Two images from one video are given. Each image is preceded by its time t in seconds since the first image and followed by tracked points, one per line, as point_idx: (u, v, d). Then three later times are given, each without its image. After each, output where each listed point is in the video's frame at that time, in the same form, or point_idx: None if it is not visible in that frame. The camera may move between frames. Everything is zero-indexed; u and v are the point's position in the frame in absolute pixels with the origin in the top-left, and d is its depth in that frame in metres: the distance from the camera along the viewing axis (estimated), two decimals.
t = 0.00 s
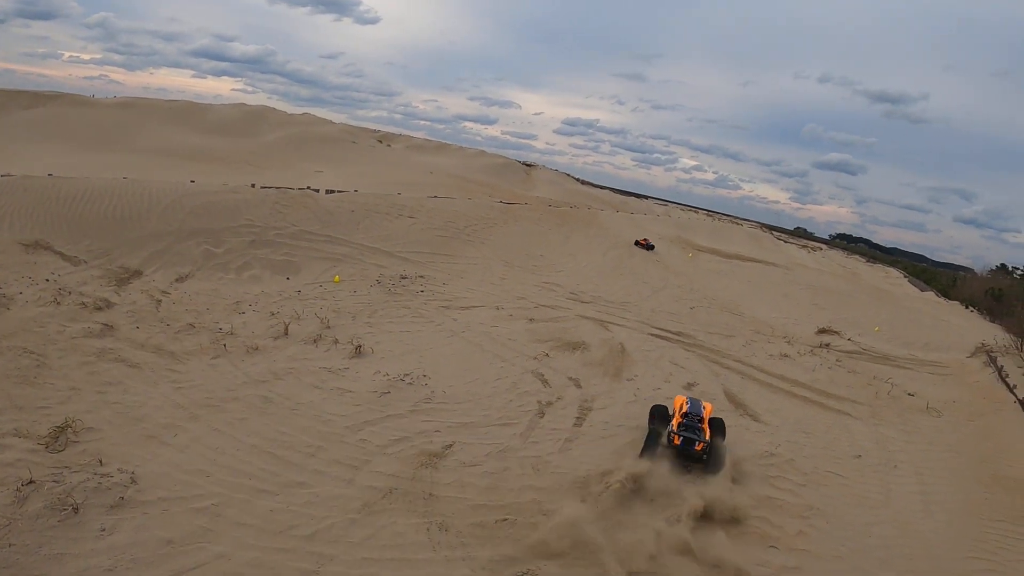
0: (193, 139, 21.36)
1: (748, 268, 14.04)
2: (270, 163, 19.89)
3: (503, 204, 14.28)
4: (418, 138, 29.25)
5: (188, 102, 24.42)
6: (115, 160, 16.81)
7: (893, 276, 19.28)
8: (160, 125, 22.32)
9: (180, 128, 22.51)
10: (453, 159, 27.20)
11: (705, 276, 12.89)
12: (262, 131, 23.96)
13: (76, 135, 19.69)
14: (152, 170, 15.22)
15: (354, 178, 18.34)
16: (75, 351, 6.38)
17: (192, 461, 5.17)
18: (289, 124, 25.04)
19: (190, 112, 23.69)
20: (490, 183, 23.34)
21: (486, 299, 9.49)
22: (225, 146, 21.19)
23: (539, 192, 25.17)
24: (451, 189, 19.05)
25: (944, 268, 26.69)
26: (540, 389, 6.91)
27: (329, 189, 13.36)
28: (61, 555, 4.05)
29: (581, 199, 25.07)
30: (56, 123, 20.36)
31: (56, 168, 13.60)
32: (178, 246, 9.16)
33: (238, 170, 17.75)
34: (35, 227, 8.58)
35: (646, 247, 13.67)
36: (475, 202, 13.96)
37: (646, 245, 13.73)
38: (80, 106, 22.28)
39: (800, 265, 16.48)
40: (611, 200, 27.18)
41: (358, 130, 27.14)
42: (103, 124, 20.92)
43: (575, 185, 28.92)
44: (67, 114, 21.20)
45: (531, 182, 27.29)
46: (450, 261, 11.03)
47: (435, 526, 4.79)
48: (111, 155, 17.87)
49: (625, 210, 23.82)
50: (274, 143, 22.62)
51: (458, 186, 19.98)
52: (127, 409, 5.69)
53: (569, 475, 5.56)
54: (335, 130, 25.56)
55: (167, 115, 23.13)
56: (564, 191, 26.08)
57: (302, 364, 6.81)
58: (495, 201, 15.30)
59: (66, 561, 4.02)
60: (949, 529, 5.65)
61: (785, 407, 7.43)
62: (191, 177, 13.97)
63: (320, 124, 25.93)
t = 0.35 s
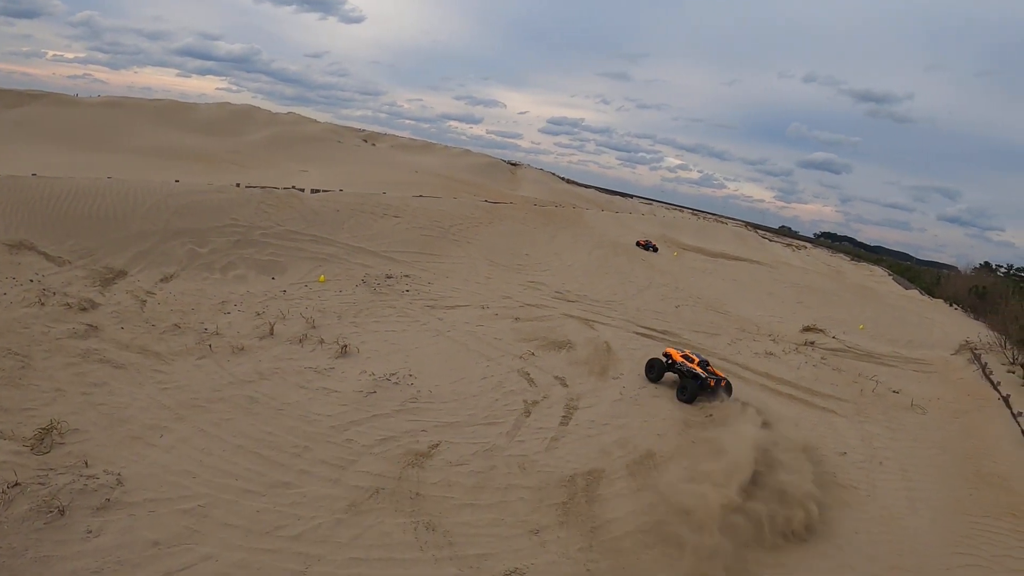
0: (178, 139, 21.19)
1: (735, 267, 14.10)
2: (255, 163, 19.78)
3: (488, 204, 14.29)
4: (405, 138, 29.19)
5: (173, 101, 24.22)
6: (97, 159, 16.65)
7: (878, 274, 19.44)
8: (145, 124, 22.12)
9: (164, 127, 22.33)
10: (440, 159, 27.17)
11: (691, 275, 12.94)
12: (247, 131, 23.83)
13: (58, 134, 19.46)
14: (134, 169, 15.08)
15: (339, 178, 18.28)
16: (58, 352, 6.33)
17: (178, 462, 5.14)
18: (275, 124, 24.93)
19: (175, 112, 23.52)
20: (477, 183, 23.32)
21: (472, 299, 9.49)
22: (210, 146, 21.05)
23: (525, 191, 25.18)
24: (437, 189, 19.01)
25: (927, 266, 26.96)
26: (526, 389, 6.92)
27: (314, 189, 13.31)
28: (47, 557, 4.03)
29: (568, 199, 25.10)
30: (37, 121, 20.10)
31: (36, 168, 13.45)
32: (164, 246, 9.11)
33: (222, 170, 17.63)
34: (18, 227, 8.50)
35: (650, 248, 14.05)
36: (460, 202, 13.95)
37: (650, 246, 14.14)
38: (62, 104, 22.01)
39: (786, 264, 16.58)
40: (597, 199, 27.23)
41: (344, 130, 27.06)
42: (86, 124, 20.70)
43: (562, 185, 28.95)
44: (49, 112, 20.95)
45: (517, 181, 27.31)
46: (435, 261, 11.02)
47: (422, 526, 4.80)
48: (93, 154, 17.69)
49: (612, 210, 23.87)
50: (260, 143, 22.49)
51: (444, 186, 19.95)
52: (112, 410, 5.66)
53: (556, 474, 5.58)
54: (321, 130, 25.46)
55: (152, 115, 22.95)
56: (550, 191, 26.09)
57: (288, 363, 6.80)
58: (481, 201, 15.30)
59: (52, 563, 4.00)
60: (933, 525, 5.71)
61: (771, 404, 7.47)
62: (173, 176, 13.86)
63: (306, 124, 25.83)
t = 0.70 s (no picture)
0: (166, 139, 21.09)
1: (724, 267, 14.16)
2: (244, 164, 19.70)
3: (477, 204, 14.29)
4: (395, 138, 29.15)
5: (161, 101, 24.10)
6: (85, 159, 16.54)
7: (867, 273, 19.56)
8: (133, 124, 21.99)
9: (152, 128, 22.21)
10: (430, 159, 27.16)
11: (681, 275, 12.98)
12: (236, 132, 23.74)
13: (44, 133, 19.31)
14: (121, 170, 14.99)
15: (327, 178, 18.24)
16: (48, 354, 6.30)
17: (169, 464, 5.13)
18: (264, 124, 24.85)
19: (164, 113, 23.42)
20: (466, 184, 23.32)
21: (461, 299, 9.50)
22: (199, 146, 20.95)
23: (514, 191, 25.19)
24: (425, 189, 18.99)
25: (915, 265, 27.16)
26: (516, 389, 6.93)
27: (302, 189, 13.28)
28: (39, 560, 4.03)
29: (557, 199, 25.13)
30: (23, 119, 19.93)
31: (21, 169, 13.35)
32: (153, 247, 9.08)
33: (210, 170, 17.55)
34: (5, 229, 8.46)
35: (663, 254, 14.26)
36: (449, 202, 13.95)
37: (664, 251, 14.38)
38: (48, 103, 21.83)
39: (775, 263, 16.67)
40: (587, 199, 27.28)
41: (333, 130, 27.01)
42: (74, 124, 20.56)
43: (551, 185, 28.99)
44: (35, 111, 20.78)
45: (506, 181, 27.33)
46: (425, 261, 11.02)
47: (413, 526, 4.80)
48: (80, 155, 17.57)
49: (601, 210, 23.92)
50: (249, 143, 22.41)
51: (433, 186, 19.95)
52: (102, 412, 5.64)
53: (547, 473, 5.60)
54: (309, 130, 25.39)
55: (140, 115, 22.83)
56: (538, 191, 26.11)
57: (278, 364, 6.79)
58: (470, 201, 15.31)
59: (43, 566, 4.00)
60: (922, 522, 5.75)
61: (760, 403, 7.52)
62: (160, 177, 13.79)
63: (295, 124, 25.75)
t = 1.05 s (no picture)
0: (158, 142, 21.03)
1: (716, 269, 14.20)
2: (235, 166, 19.67)
3: (468, 207, 14.30)
4: (387, 141, 29.17)
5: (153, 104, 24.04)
6: (75, 162, 16.47)
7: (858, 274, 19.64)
8: (124, 127, 21.92)
9: (144, 131, 22.15)
10: (422, 162, 27.16)
11: (673, 277, 13.01)
12: (227, 135, 23.70)
13: (34, 136, 19.21)
14: (110, 173, 14.94)
15: (318, 181, 18.23)
16: (40, 357, 6.29)
17: (162, 468, 5.13)
18: (256, 127, 24.83)
19: (156, 116, 23.37)
20: (458, 186, 23.33)
21: (453, 302, 9.51)
22: (190, 149, 20.90)
23: (505, 193, 25.21)
24: (417, 192, 18.99)
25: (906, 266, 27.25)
26: (508, 391, 6.94)
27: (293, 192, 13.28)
28: (33, 564, 4.03)
29: (548, 202, 25.17)
30: (13, 122, 19.82)
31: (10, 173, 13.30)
32: (145, 251, 9.07)
33: (201, 173, 17.52)
34: None
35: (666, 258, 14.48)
36: (440, 204, 13.96)
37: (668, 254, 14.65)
38: (39, 105, 21.71)
39: (767, 264, 16.72)
40: (578, 201, 27.31)
41: (324, 133, 26.98)
42: (64, 127, 20.48)
43: (543, 187, 29.02)
44: (26, 113, 20.68)
45: (497, 183, 27.35)
46: (417, 264, 11.03)
47: (405, 529, 4.81)
48: (70, 158, 17.51)
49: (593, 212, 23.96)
50: (241, 146, 22.37)
51: (425, 189, 19.96)
52: (95, 416, 5.63)
53: (539, 475, 5.62)
54: (301, 133, 25.37)
55: (132, 118, 22.77)
56: (529, 194, 26.13)
57: (270, 368, 6.79)
58: (461, 204, 15.33)
59: (37, 571, 3.99)
60: (914, 522, 5.78)
61: (752, 404, 7.55)
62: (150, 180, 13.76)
63: (287, 127, 25.72)
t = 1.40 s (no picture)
0: (148, 147, 20.97)
1: (708, 272, 14.23)
2: (226, 171, 19.63)
3: (459, 211, 14.31)
4: (378, 145, 29.19)
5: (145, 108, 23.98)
6: (64, 167, 16.39)
7: (849, 276, 19.71)
8: (115, 132, 21.85)
9: (134, 136, 22.08)
10: (414, 166, 27.16)
11: (664, 280, 13.03)
12: (218, 140, 23.67)
13: (24, 140, 19.12)
14: (99, 178, 14.88)
15: (308, 185, 18.20)
16: (29, 363, 6.26)
17: (152, 473, 5.11)
18: (247, 132, 24.80)
19: (147, 121, 23.31)
20: (449, 191, 23.33)
21: (443, 306, 9.50)
22: (181, 153, 20.85)
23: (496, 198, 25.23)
24: (408, 196, 18.99)
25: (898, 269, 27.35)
26: (499, 395, 6.94)
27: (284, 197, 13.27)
28: (21, 570, 4.00)
29: (540, 206, 25.20)
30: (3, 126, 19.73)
31: None
32: (136, 256, 9.05)
33: (191, 177, 17.47)
34: None
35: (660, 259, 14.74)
36: (431, 209, 13.97)
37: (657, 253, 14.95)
38: (28, 109, 21.61)
39: (758, 267, 16.76)
40: (570, 205, 27.36)
41: (315, 138, 26.97)
42: (54, 131, 20.40)
43: (535, 192, 29.06)
44: (15, 118, 20.59)
45: (488, 187, 27.37)
46: (408, 268, 11.02)
47: (395, 533, 4.80)
48: (60, 163, 17.43)
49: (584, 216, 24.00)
50: (232, 151, 22.33)
51: (416, 193, 19.96)
52: (84, 421, 5.61)
53: (530, 479, 5.61)
54: (291, 137, 25.35)
55: (122, 123, 22.71)
56: (520, 198, 26.16)
57: (260, 373, 6.77)
58: (452, 208, 15.33)
59: None
60: (905, 523, 5.79)
61: (743, 407, 7.56)
62: (140, 185, 13.71)
63: (278, 132, 25.70)
